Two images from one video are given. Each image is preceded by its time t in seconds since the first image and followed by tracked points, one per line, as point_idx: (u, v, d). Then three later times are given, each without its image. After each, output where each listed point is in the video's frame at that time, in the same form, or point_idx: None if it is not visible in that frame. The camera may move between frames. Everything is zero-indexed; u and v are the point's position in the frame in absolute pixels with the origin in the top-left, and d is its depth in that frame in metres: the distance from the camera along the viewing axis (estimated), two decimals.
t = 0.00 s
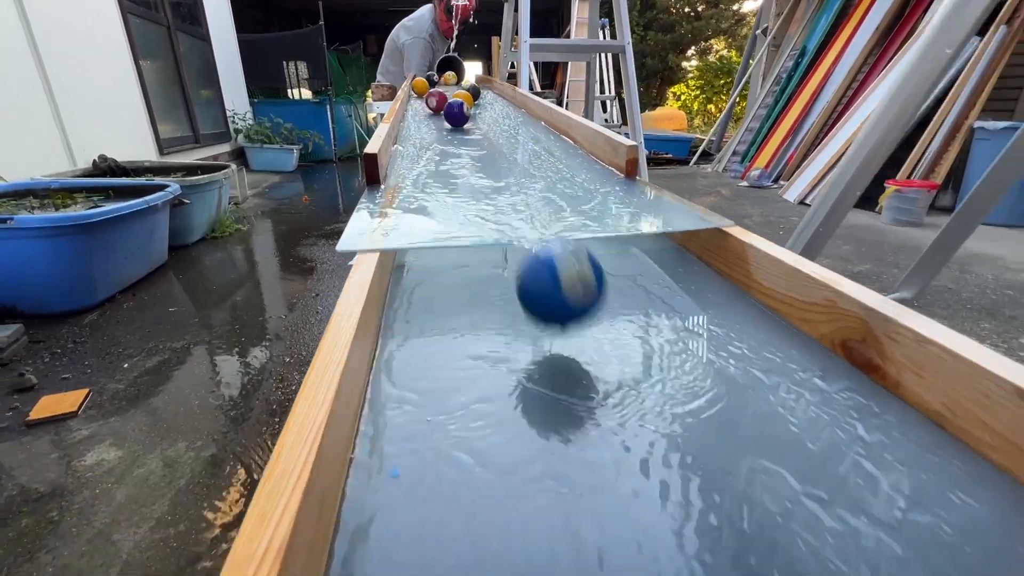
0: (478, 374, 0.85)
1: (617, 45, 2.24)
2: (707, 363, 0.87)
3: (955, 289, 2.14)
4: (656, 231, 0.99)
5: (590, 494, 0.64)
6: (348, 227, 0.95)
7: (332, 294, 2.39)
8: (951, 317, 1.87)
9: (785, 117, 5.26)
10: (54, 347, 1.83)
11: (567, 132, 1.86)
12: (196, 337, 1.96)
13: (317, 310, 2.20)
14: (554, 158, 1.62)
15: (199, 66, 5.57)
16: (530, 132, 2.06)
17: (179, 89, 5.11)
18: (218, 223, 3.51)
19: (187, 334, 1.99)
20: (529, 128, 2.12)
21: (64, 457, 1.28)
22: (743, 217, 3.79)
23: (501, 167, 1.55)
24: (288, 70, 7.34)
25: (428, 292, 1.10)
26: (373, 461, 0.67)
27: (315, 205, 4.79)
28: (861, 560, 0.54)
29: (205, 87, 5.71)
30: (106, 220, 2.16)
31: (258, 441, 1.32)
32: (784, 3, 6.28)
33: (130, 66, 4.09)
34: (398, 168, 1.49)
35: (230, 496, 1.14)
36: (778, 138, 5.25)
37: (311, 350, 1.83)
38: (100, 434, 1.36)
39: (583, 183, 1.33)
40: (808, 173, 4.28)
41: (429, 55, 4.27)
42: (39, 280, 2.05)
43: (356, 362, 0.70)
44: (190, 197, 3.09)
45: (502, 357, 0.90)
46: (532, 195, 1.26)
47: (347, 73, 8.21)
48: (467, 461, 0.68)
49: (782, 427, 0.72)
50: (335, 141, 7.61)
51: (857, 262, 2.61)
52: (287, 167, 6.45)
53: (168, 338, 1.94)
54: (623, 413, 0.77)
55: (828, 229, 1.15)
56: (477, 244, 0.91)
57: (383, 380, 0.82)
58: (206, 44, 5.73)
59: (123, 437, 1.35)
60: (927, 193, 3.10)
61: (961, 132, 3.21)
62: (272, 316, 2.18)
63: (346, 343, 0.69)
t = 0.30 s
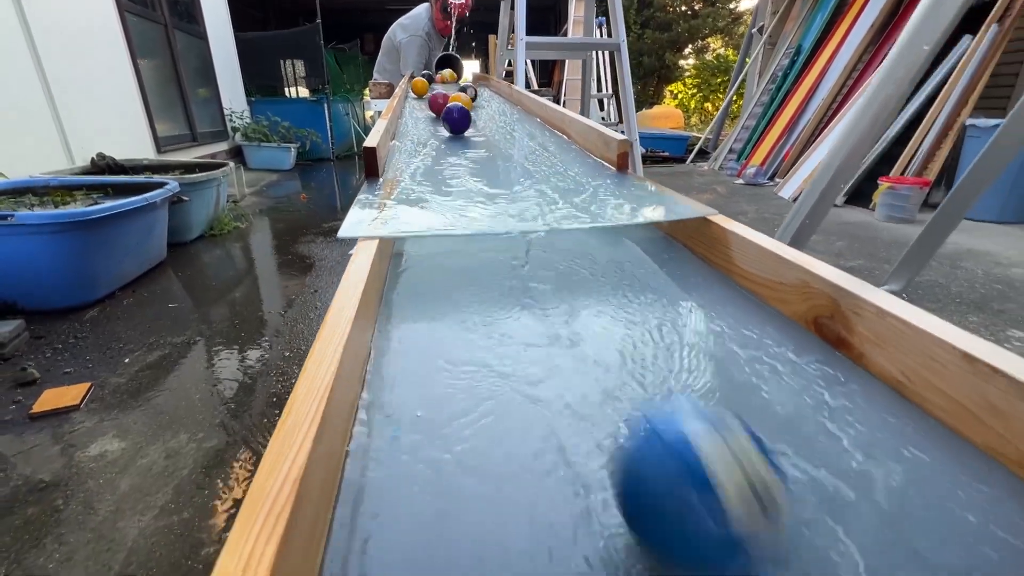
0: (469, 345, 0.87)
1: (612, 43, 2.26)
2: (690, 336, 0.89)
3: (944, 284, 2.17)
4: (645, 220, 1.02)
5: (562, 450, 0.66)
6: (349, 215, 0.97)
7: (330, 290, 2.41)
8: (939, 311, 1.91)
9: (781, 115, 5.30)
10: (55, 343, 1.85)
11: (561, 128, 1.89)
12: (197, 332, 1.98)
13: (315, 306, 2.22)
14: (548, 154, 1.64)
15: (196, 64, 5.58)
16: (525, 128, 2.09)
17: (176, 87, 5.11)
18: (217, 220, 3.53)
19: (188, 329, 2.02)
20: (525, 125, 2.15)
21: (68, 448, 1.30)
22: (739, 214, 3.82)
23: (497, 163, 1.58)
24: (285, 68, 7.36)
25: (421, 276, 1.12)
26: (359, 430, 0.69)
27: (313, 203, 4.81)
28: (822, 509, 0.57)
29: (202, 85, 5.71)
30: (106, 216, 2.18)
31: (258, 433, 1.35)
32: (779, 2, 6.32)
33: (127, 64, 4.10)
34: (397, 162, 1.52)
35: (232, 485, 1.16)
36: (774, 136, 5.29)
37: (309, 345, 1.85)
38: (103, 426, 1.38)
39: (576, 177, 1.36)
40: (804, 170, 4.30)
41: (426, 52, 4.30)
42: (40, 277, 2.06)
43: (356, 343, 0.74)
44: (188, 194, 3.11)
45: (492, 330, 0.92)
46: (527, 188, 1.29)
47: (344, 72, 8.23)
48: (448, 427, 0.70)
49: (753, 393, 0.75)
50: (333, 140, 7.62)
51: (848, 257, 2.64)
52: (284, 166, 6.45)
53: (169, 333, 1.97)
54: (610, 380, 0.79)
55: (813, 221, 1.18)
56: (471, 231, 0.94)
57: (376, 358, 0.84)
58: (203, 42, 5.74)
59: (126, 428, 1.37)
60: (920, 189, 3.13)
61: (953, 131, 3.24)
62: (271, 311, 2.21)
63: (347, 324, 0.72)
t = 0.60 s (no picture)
0: (471, 327, 0.91)
1: (608, 41, 2.28)
2: (679, 320, 0.92)
3: (936, 278, 2.20)
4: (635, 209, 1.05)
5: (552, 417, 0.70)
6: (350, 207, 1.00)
7: (329, 287, 2.44)
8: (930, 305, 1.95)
9: (776, 113, 5.34)
10: (56, 338, 1.86)
11: (557, 124, 1.91)
12: (196, 328, 2.00)
13: (315, 302, 2.25)
14: (544, 149, 1.67)
15: (192, 62, 5.57)
16: (522, 124, 2.11)
17: (172, 85, 5.11)
18: (214, 218, 3.54)
19: (188, 324, 2.03)
20: (521, 121, 2.17)
21: (73, 440, 1.32)
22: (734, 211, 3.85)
23: (493, 157, 1.60)
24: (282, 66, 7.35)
25: (423, 262, 1.15)
26: (361, 409, 0.73)
27: (311, 201, 4.82)
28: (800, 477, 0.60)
29: (198, 83, 5.71)
30: (106, 213, 2.19)
31: (259, 424, 1.37)
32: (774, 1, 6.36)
33: (124, 62, 4.10)
34: (395, 156, 1.55)
35: (233, 474, 1.18)
36: (769, 134, 5.32)
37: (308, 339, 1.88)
38: (106, 419, 1.40)
39: (570, 170, 1.39)
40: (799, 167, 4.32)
41: (422, 49, 4.30)
42: (40, 273, 2.08)
43: (357, 329, 0.76)
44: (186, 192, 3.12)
45: (489, 316, 0.95)
46: (523, 181, 1.32)
47: (341, 69, 8.22)
48: (445, 402, 0.73)
49: (737, 367, 0.78)
50: (330, 138, 7.61)
51: (842, 253, 2.67)
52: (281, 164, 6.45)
53: (169, 329, 1.98)
54: (603, 361, 0.83)
55: (802, 213, 1.21)
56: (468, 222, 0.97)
57: (380, 340, 0.88)
58: (199, 40, 5.73)
59: (127, 421, 1.39)
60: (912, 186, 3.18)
61: (945, 128, 3.27)
62: (271, 307, 2.23)
63: (349, 311, 0.75)
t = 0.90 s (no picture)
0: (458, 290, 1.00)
1: (592, 41, 2.37)
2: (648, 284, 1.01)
3: (903, 266, 2.33)
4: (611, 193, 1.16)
5: (534, 359, 0.79)
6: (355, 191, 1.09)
7: (325, 279, 2.51)
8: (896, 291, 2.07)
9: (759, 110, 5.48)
10: (59, 329, 1.91)
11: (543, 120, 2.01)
12: (196, 318, 2.06)
13: (312, 293, 2.33)
14: (530, 142, 1.76)
15: (181, 60, 5.57)
16: (510, 119, 2.20)
17: (161, 82, 5.11)
18: (207, 214, 3.58)
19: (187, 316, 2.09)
20: (509, 117, 2.26)
21: (85, 420, 1.38)
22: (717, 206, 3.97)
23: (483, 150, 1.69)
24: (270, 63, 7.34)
25: (414, 239, 1.23)
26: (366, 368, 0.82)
27: (302, 198, 4.86)
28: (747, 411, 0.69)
29: (187, 81, 5.71)
30: (104, 208, 2.24)
31: (261, 403, 1.45)
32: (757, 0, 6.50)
33: (114, 60, 4.11)
34: (392, 148, 1.63)
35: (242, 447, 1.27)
36: (752, 130, 5.46)
37: (304, 327, 1.96)
38: (116, 401, 1.47)
39: (554, 161, 1.49)
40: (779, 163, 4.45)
41: (409, 42, 4.34)
42: (40, 267, 2.12)
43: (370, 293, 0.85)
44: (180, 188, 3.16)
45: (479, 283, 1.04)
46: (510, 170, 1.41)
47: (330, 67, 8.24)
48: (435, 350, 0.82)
49: (694, 321, 0.88)
50: (319, 135, 7.63)
51: (817, 244, 2.79)
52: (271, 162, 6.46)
53: (169, 320, 2.04)
54: (580, 314, 0.92)
55: (763, 199, 1.33)
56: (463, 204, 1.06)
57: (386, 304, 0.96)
58: (187, 38, 5.73)
59: (136, 403, 1.46)
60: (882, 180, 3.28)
61: (916, 126, 3.41)
62: (268, 298, 2.31)
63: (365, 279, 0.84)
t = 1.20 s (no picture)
0: (456, 276, 1.14)
1: (575, 51, 2.52)
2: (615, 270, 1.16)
3: (864, 261, 2.51)
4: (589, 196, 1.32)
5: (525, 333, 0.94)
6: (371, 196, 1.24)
7: (324, 276, 2.64)
8: (856, 283, 2.24)
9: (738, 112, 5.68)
10: (71, 326, 2.01)
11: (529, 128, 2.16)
12: (203, 314, 2.18)
13: (312, 290, 2.46)
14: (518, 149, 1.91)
15: (170, 62, 5.62)
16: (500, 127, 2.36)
17: (152, 85, 5.16)
18: (203, 216, 3.66)
19: (193, 312, 2.20)
20: (499, 124, 2.41)
21: (108, 407, 1.50)
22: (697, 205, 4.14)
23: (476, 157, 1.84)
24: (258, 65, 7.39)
25: (417, 236, 1.37)
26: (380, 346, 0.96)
27: (295, 199, 4.94)
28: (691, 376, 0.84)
29: (176, 83, 5.75)
30: (110, 210, 2.33)
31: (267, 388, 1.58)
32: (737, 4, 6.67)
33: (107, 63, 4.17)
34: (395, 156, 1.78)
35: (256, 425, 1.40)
36: (732, 132, 5.66)
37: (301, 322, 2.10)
38: (135, 390, 1.58)
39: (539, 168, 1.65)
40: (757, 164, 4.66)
41: (399, 46, 4.45)
42: (49, 267, 2.22)
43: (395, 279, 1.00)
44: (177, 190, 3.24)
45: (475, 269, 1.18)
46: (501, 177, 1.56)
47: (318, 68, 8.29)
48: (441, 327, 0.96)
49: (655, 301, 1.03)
50: (309, 136, 7.69)
51: (789, 241, 2.96)
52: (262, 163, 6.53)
53: (176, 316, 2.15)
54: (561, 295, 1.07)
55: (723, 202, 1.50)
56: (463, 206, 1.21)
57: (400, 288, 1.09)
58: (176, 40, 5.77)
59: (155, 390, 1.58)
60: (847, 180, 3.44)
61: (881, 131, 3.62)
62: (270, 295, 2.43)
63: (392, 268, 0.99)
